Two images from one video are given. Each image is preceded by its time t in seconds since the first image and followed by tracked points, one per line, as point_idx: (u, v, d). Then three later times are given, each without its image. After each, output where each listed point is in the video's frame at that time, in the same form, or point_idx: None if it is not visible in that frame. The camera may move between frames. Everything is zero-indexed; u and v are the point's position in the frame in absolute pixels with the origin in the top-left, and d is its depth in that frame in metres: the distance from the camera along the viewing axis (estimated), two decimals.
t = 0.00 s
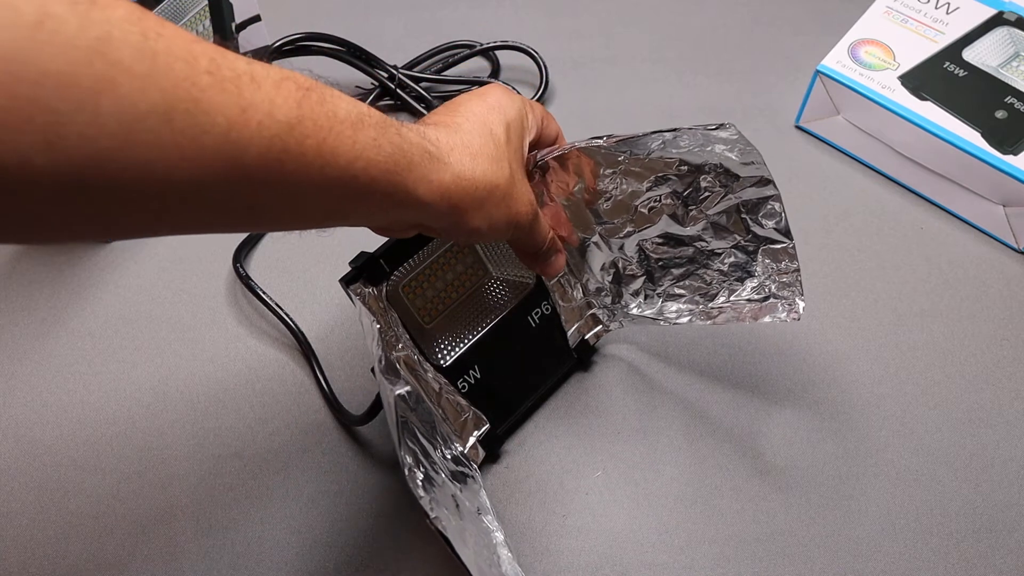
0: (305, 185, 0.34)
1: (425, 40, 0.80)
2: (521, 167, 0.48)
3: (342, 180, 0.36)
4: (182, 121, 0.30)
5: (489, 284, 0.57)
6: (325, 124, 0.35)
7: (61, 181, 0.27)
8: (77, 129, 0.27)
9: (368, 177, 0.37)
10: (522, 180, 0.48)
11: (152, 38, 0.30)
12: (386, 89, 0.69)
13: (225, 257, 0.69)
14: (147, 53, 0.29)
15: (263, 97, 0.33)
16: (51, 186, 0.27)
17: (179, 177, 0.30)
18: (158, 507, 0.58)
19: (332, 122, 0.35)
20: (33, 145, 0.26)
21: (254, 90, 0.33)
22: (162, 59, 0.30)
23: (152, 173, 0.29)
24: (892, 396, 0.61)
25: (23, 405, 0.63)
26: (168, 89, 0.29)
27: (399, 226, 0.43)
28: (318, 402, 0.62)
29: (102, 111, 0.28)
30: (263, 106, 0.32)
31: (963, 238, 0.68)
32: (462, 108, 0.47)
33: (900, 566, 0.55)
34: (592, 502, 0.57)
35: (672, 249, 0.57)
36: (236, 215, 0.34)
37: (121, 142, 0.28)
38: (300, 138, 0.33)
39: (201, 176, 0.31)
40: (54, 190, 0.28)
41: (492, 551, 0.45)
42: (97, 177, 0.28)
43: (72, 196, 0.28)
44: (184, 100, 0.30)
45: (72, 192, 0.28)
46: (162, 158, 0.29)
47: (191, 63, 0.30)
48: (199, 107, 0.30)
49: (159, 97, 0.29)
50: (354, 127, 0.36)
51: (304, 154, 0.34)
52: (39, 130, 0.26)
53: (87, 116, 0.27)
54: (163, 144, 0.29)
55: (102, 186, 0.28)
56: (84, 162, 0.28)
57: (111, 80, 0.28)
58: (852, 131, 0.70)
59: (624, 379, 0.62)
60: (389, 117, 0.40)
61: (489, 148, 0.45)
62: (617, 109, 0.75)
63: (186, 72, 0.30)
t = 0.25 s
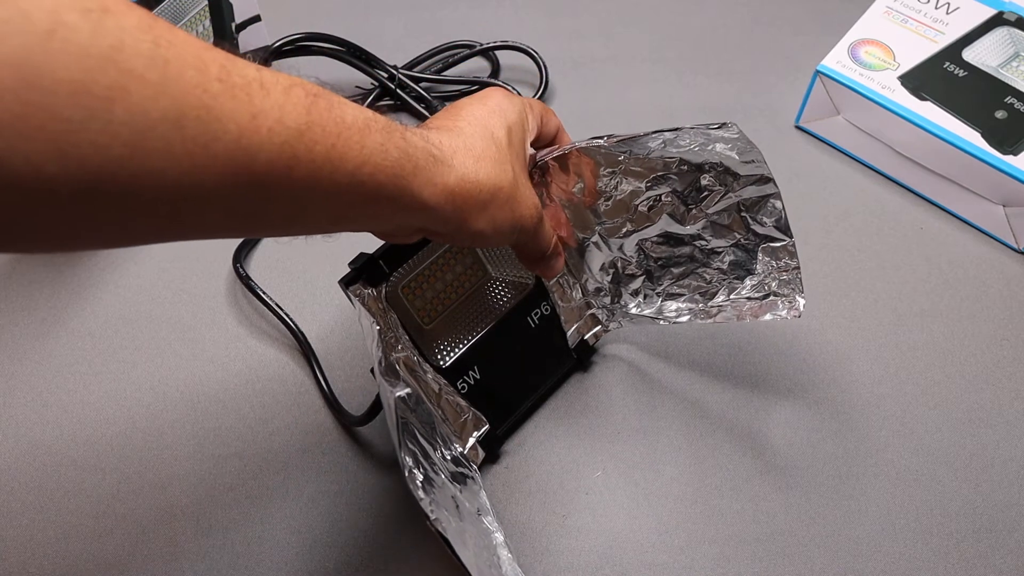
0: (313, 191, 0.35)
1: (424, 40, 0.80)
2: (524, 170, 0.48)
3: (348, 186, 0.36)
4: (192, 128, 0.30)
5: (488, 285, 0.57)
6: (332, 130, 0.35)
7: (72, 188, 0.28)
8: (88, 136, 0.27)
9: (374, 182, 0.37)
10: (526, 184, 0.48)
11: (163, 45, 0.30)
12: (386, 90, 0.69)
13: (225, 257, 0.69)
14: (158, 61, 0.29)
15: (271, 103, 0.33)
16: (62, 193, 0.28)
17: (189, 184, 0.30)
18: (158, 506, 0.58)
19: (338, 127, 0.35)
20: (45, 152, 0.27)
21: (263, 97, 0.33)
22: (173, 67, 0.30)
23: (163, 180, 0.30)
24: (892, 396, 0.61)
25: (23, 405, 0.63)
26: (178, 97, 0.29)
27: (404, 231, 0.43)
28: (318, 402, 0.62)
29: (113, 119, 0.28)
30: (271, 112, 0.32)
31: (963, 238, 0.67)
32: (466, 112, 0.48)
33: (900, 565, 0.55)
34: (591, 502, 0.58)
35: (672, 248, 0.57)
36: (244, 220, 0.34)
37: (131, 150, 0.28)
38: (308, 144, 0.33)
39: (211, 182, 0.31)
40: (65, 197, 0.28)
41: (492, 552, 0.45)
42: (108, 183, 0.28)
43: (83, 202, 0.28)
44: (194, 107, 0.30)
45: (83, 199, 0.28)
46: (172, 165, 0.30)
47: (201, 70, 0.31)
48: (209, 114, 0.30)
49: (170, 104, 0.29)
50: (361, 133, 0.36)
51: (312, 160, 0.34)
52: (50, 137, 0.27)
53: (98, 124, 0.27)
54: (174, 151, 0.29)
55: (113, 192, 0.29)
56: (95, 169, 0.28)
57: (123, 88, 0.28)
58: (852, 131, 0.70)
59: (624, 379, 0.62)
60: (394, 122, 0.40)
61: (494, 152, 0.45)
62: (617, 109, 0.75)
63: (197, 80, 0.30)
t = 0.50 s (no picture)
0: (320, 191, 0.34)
1: (424, 40, 0.80)
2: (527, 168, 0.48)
3: (354, 183, 0.36)
4: (200, 129, 0.30)
5: (489, 285, 0.57)
6: (337, 129, 0.35)
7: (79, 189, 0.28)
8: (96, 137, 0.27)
9: (379, 181, 0.37)
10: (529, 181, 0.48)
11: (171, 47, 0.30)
12: (386, 90, 0.69)
13: (225, 257, 0.69)
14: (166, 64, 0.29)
15: (277, 103, 0.33)
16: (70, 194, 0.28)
17: (196, 185, 0.30)
18: (158, 506, 0.58)
19: (343, 126, 0.35)
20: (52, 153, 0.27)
21: (269, 97, 0.33)
22: (180, 68, 0.30)
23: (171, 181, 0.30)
24: (892, 396, 0.61)
25: (22, 405, 0.63)
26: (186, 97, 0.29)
27: (408, 231, 0.43)
28: (318, 402, 0.62)
29: (121, 120, 0.28)
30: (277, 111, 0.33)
31: (963, 238, 0.67)
32: (468, 111, 0.48)
33: (900, 565, 0.55)
34: (591, 502, 0.58)
35: (672, 246, 0.57)
36: (251, 221, 0.34)
37: (139, 151, 0.28)
38: (314, 143, 0.33)
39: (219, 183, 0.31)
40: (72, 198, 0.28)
41: (490, 551, 0.45)
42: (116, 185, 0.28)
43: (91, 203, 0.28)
44: (201, 108, 0.30)
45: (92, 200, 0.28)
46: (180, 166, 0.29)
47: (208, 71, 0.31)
48: (216, 113, 0.30)
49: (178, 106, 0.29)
50: (365, 132, 0.36)
51: (318, 159, 0.34)
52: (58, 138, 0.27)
53: (106, 125, 0.27)
54: (182, 153, 0.29)
55: (121, 194, 0.29)
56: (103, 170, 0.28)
57: (130, 90, 0.28)
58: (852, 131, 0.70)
59: (624, 379, 0.62)
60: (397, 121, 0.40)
61: (497, 149, 0.45)
62: (617, 109, 0.75)
63: (204, 81, 0.30)
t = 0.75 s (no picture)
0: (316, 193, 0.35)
1: (425, 40, 0.80)
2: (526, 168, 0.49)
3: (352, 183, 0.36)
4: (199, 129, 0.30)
5: (489, 284, 0.57)
6: (334, 129, 0.35)
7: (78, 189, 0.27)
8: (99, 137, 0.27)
9: (377, 181, 0.37)
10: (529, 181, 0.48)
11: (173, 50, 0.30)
12: (386, 90, 0.69)
13: (225, 257, 0.69)
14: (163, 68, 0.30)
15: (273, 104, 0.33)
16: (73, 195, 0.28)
17: (192, 187, 0.30)
18: (159, 506, 0.58)
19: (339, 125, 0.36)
20: (53, 153, 0.27)
21: (266, 98, 0.33)
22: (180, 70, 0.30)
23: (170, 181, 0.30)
24: (892, 396, 0.61)
25: (22, 405, 0.63)
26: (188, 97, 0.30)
27: (406, 231, 0.43)
28: (318, 402, 0.62)
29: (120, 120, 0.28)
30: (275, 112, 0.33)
31: (963, 238, 0.67)
32: (466, 111, 0.48)
33: (900, 565, 0.55)
34: (592, 502, 0.58)
35: (672, 250, 0.57)
36: (247, 224, 0.34)
37: (138, 152, 0.28)
38: (311, 143, 0.34)
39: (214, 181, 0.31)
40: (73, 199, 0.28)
41: (491, 551, 0.45)
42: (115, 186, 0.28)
43: (88, 205, 0.28)
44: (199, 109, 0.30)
45: (93, 199, 0.28)
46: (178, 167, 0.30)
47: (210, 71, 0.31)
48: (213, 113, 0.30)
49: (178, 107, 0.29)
50: (363, 132, 0.37)
51: (315, 161, 0.34)
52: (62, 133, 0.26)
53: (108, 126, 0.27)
54: (178, 155, 0.29)
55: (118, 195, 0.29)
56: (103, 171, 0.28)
57: (129, 91, 0.28)
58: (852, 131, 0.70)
59: (624, 379, 0.62)
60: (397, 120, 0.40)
61: (494, 149, 0.45)
62: (617, 109, 0.75)
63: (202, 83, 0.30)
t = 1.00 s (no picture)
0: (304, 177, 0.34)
1: (425, 40, 0.80)
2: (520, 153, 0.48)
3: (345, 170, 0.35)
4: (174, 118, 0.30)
5: (488, 284, 0.57)
6: (318, 107, 0.34)
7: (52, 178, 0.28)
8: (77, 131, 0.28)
9: (363, 162, 0.36)
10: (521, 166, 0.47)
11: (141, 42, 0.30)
12: (386, 89, 0.69)
13: (225, 257, 0.69)
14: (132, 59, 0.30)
15: (254, 85, 0.33)
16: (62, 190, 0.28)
17: (180, 180, 0.30)
18: (159, 506, 0.58)
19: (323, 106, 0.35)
20: (35, 144, 0.27)
21: (244, 80, 0.32)
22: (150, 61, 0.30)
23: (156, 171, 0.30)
24: (892, 396, 0.61)
25: (23, 405, 0.63)
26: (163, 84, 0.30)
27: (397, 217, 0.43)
28: (318, 402, 0.62)
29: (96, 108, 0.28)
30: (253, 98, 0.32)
31: (963, 238, 0.67)
32: (457, 95, 0.47)
33: (900, 565, 0.55)
34: (591, 502, 0.58)
35: (672, 251, 0.57)
36: (237, 213, 0.33)
37: (111, 137, 0.28)
38: (293, 119, 0.33)
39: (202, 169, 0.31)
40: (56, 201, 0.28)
41: (489, 551, 0.45)
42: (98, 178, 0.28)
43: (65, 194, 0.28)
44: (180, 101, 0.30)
45: (81, 191, 0.28)
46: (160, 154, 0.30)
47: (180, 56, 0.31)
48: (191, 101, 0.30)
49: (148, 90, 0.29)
50: (348, 113, 0.36)
51: (297, 143, 0.33)
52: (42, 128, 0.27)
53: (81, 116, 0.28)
54: (159, 143, 0.29)
55: (104, 187, 0.29)
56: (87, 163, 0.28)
57: (100, 75, 0.28)
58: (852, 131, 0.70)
59: (624, 379, 0.62)
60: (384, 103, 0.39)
61: (484, 130, 0.44)
62: (617, 109, 0.75)
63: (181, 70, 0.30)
